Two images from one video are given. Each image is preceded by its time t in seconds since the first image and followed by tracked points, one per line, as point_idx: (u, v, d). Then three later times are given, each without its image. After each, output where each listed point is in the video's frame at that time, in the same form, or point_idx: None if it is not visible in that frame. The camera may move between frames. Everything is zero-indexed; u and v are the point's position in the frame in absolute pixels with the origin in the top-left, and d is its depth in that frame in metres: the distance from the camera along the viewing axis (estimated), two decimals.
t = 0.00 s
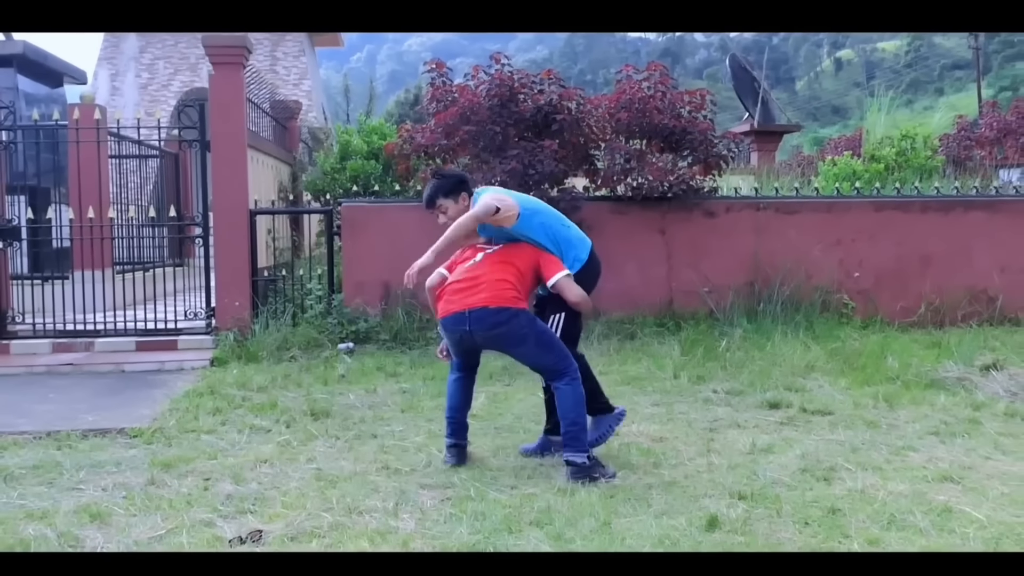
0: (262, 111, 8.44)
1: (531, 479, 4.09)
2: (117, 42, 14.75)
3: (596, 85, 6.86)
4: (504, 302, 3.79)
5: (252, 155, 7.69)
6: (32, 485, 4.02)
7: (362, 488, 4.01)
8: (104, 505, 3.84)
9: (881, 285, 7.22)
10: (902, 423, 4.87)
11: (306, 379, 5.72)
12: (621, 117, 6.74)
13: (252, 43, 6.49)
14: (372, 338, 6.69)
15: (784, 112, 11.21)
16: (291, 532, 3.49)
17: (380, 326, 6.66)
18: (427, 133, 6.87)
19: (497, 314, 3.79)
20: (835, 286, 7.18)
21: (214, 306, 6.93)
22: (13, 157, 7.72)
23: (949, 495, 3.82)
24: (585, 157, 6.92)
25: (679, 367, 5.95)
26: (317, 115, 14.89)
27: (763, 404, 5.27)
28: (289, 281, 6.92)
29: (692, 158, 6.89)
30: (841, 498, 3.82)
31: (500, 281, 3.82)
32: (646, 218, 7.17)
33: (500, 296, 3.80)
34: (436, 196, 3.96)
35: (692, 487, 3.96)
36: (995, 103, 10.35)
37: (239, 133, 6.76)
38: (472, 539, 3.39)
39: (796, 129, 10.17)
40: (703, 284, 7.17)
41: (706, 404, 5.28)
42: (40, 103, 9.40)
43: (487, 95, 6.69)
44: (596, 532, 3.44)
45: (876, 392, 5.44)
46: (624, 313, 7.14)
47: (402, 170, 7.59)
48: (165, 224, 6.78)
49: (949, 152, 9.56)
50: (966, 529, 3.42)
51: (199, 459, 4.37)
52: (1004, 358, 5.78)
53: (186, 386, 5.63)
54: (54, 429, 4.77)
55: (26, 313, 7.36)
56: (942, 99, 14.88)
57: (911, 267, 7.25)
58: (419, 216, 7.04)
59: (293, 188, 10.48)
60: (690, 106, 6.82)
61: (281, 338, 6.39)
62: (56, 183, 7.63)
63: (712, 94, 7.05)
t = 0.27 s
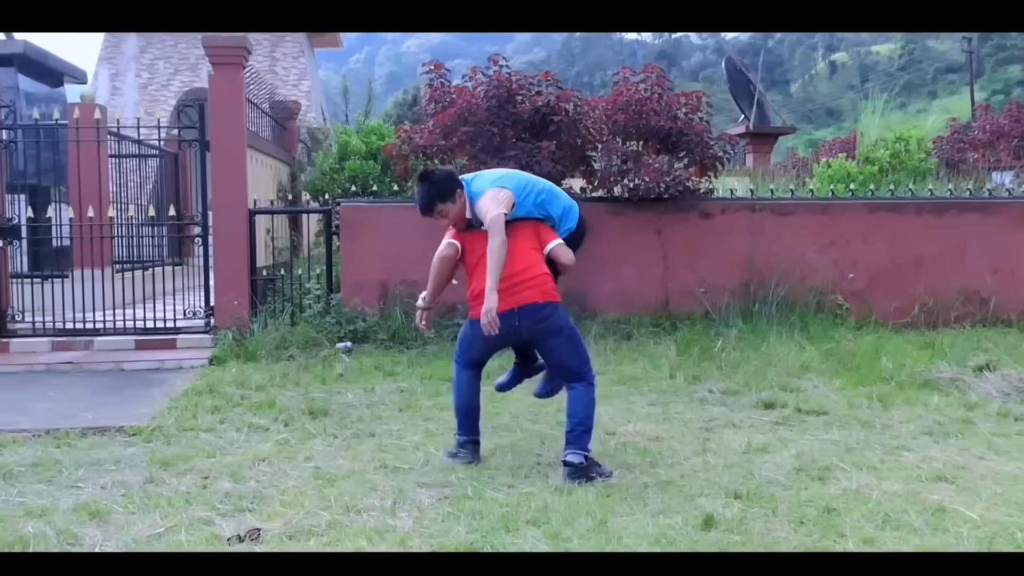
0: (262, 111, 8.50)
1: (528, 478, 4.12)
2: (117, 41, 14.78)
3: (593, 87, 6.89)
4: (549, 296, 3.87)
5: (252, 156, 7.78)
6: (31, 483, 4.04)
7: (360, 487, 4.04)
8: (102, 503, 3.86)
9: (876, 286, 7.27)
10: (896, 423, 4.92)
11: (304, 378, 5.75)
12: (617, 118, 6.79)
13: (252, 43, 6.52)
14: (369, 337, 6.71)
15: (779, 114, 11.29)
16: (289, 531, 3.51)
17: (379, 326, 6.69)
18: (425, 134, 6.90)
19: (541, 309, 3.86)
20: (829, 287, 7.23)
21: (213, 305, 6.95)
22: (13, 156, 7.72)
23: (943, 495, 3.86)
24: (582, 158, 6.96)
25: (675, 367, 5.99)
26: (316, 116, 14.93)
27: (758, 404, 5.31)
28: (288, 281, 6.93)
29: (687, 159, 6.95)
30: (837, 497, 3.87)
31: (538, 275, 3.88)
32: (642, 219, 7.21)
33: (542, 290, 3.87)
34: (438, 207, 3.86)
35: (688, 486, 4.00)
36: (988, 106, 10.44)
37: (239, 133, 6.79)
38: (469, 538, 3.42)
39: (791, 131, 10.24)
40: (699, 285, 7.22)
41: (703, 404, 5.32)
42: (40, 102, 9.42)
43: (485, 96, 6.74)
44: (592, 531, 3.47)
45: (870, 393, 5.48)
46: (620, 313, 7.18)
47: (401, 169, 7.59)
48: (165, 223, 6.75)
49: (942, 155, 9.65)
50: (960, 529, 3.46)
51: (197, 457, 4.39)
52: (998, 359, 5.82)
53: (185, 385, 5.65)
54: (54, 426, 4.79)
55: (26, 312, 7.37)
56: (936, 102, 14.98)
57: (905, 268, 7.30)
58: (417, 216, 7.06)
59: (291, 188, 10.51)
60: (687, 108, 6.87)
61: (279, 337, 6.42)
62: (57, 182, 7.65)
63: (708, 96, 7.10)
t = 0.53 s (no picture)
0: (261, 111, 8.59)
1: (524, 478, 4.15)
2: (116, 42, 14.79)
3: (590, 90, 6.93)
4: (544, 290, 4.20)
5: (252, 157, 7.90)
6: (30, 481, 4.05)
7: (358, 486, 4.06)
8: (101, 501, 3.87)
9: (870, 288, 7.32)
10: (891, 425, 4.96)
11: (302, 378, 5.77)
12: (614, 121, 6.86)
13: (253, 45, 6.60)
14: (368, 337, 6.73)
15: (773, 117, 11.30)
16: (288, 530, 3.53)
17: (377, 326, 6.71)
18: (422, 136, 6.93)
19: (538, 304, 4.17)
20: (824, 290, 7.27)
21: (211, 305, 6.97)
22: (13, 156, 7.72)
23: (938, 497, 3.90)
24: (579, 161, 6.99)
25: (671, 368, 6.02)
26: (314, 117, 14.95)
27: (754, 405, 5.35)
28: (285, 281, 7.02)
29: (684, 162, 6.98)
30: (833, 499, 3.90)
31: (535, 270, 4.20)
32: (639, 221, 7.23)
33: (539, 288, 4.17)
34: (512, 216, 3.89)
35: (685, 487, 4.03)
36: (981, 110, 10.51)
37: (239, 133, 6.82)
38: (467, 538, 3.44)
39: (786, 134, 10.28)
40: (695, 287, 7.26)
41: (699, 405, 5.35)
42: (40, 102, 9.42)
43: (483, 99, 6.78)
44: (589, 532, 3.50)
45: (865, 394, 5.53)
46: (616, 315, 7.21)
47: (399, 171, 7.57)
48: (163, 223, 6.75)
49: (936, 157, 9.75)
50: (956, 531, 3.49)
51: (196, 456, 4.41)
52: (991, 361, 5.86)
53: (184, 384, 5.66)
54: (53, 425, 4.80)
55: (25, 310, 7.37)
56: (928, 106, 15.07)
57: (899, 271, 7.35)
58: (415, 217, 7.09)
59: (288, 189, 10.52)
60: (683, 111, 6.94)
61: (277, 337, 6.44)
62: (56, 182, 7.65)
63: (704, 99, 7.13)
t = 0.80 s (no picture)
0: (261, 112, 8.55)
1: (525, 479, 4.18)
2: (116, 43, 14.79)
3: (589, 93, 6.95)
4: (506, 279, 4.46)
5: (252, 158, 7.87)
6: (32, 481, 4.06)
7: (360, 487, 4.08)
8: (103, 502, 3.88)
9: (867, 291, 7.36)
10: (889, 428, 4.99)
11: (303, 378, 5.78)
12: (614, 124, 6.87)
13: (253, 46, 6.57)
14: (368, 338, 6.75)
15: (769, 121, 11.34)
16: (290, 531, 3.55)
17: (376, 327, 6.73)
18: (422, 138, 6.97)
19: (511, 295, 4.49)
20: (821, 292, 7.32)
21: (212, 305, 6.98)
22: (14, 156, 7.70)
23: (937, 499, 3.94)
24: (577, 163, 7.01)
25: (669, 369, 6.06)
26: (313, 119, 14.96)
27: (752, 407, 5.39)
28: (286, 282, 6.99)
29: (682, 164, 7.04)
30: (833, 501, 3.94)
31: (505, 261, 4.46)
32: (637, 223, 7.27)
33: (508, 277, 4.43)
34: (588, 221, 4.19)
35: (685, 488, 4.07)
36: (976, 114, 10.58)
37: (239, 134, 6.83)
38: (469, 539, 3.46)
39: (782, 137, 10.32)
40: (693, 289, 7.29)
41: (698, 407, 5.38)
42: (41, 102, 9.42)
43: (483, 101, 6.80)
44: (591, 533, 3.52)
45: (862, 396, 5.56)
46: (615, 317, 7.24)
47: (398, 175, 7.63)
48: (164, 224, 6.75)
49: (931, 161, 9.83)
50: (956, 533, 3.53)
51: (198, 456, 4.43)
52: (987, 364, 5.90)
53: (185, 385, 5.67)
54: (54, 425, 4.80)
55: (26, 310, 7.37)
56: (923, 110, 15.15)
57: (895, 275, 7.40)
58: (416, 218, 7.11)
59: (287, 190, 10.53)
60: (682, 114, 6.96)
61: (278, 338, 6.45)
62: (57, 183, 7.65)
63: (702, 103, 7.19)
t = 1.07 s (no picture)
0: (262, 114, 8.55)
1: (526, 480, 4.21)
2: (117, 45, 14.81)
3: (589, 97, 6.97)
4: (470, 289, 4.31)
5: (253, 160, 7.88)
6: (34, 481, 4.07)
7: (362, 487, 4.10)
8: (106, 502, 3.90)
9: (864, 293, 7.41)
10: (887, 429, 5.04)
11: (304, 379, 5.80)
12: (613, 127, 6.90)
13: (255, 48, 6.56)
14: (368, 338, 6.77)
15: (765, 125, 11.40)
16: (293, 531, 3.57)
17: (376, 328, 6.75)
18: (423, 140, 7.03)
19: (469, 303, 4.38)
20: (819, 294, 7.37)
21: (213, 306, 6.99)
22: (16, 156, 7.68)
23: (936, 500, 3.99)
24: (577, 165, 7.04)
25: (668, 370, 6.09)
26: (312, 121, 14.98)
27: (751, 408, 5.43)
28: (287, 283, 6.97)
29: (681, 167, 7.09)
30: (833, 501, 3.98)
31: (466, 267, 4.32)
32: (636, 226, 7.30)
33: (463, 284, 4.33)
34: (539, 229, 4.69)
35: (686, 489, 4.10)
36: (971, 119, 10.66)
37: (241, 136, 6.84)
38: (471, 539, 3.49)
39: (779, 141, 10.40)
40: (691, 291, 7.33)
41: (697, 408, 5.42)
42: (43, 103, 9.43)
43: (483, 104, 6.85)
44: (593, 534, 3.55)
45: (860, 398, 5.60)
46: (613, 318, 7.28)
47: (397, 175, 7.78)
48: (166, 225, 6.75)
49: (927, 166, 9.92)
50: (955, 534, 3.57)
51: (200, 456, 4.44)
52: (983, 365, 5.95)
53: (186, 385, 5.68)
54: (57, 425, 4.81)
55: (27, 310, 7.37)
56: (917, 115, 15.27)
57: (892, 277, 7.45)
58: (416, 220, 7.14)
59: (288, 192, 10.57)
60: (681, 117, 6.98)
61: (278, 339, 6.47)
62: (59, 183, 7.64)
63: (700, 106, 7.22)
